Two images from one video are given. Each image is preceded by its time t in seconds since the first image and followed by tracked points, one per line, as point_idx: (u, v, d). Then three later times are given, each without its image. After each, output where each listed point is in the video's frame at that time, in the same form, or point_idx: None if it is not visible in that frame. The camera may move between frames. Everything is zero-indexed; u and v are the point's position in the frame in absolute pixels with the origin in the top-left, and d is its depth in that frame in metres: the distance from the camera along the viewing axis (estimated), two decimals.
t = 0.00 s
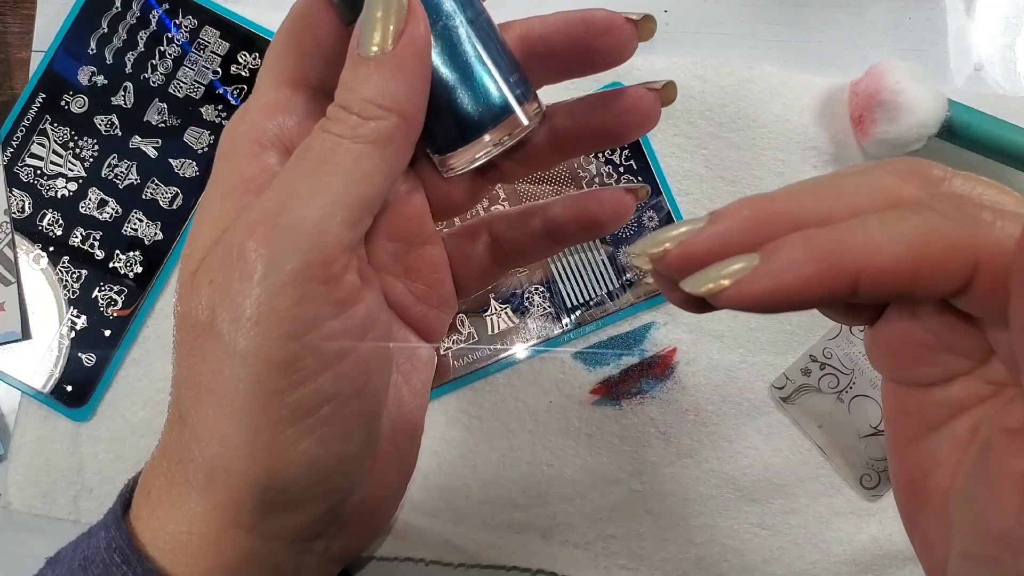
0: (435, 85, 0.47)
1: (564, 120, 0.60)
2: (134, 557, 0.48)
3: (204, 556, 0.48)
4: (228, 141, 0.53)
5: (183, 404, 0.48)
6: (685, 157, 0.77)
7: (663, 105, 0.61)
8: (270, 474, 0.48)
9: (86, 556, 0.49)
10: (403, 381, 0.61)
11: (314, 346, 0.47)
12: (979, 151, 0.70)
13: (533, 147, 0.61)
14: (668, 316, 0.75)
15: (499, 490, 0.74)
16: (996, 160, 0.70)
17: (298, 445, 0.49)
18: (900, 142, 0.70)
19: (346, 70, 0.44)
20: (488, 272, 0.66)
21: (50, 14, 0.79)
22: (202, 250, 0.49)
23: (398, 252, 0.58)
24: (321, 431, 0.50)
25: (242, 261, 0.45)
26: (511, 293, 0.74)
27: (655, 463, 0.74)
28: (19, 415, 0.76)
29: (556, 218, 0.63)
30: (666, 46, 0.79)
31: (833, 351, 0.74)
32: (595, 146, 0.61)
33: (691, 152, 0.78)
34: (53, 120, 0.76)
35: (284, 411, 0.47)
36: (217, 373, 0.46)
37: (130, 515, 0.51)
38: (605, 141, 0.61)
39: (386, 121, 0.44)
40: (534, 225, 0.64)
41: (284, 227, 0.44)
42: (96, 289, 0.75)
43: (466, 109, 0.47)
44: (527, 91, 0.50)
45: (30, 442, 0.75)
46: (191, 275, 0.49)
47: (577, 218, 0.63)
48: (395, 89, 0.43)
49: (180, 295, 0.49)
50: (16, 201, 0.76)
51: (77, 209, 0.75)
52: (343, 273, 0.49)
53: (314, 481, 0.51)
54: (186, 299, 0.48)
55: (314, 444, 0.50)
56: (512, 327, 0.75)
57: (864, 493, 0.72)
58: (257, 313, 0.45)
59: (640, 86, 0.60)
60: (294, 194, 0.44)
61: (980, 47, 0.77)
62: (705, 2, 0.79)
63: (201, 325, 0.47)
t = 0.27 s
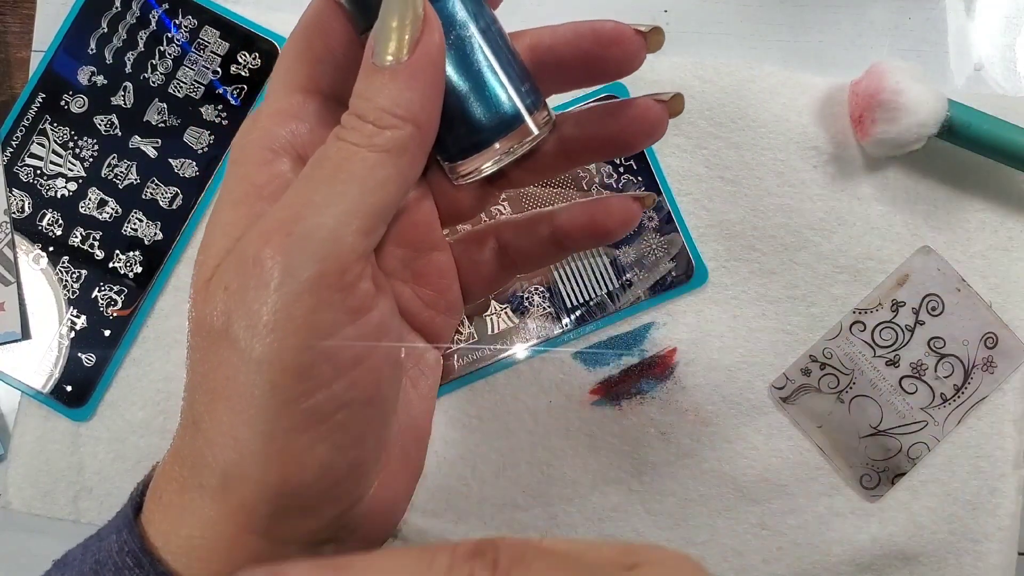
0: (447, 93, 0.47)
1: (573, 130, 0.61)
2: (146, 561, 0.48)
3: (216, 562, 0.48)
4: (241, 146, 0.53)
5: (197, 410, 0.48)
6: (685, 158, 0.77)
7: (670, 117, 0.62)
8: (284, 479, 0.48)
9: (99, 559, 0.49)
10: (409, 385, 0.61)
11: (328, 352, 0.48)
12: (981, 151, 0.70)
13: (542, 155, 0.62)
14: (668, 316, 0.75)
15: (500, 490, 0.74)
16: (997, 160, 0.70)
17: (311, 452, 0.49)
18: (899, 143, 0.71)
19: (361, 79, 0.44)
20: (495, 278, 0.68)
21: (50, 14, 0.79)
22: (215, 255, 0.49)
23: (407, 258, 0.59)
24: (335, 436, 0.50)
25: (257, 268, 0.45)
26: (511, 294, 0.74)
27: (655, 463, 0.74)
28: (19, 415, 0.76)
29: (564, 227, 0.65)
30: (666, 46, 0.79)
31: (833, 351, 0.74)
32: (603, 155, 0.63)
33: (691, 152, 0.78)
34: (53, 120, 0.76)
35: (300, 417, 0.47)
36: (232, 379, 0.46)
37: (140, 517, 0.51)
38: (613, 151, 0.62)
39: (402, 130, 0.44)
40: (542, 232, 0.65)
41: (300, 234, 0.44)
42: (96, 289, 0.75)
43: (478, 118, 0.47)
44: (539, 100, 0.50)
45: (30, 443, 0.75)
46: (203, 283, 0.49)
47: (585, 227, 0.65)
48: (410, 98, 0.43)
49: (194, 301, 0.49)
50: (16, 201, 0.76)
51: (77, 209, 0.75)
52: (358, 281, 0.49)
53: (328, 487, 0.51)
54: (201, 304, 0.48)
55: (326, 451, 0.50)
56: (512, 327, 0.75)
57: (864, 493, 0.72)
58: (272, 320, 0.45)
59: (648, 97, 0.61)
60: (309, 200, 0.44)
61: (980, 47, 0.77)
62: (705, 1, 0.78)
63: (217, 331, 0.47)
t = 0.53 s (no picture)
0: (440, 91, 0.47)
1: (567, 129, 0.61)
2: (143, 564, 0.48)
3: (213, 564, 0.49)
4: (234, 149, 0.53)
5: (193, 413, 0.48)
6: (685, 158, 0.77)
7: (666, 117, 0.62)
8: (280, 482, 0.48)
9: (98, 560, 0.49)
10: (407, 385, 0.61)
11: (324, 355, 0.47)
12: (981, 151, 0.70)
13: (537, 155, 0.62)
14: (668, 316, 0.75)
15: (500, 491, 0.74)
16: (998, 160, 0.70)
17: (305, 455, 0.49)
18: (901, 142, 0.71)
19: (355, 79, 0.44)
20: (491, 277, 0.68)
21: (50, 14, 0.79)
22: (210, 256, 0.49)
23: (402, 257, 0.59)
24: (330, 438, 0.50)
25: (251, 270, 0.45)
26: (511, 294, 0.75)
27: (656, 463, 0.74)
28: (19, 415, 0.76)
29: (560, 226, 0.65)
30: (666, 46, 0.79)
31: (834, 351, 0.74)
32: (599, 155, 0.63)
33: (691, 152, 0.78)
34: (53, 120, 0.76)
35: (297, 420, 0.48)
36: (226, 382, 0.46)
37: (140, 518, 0.50)
38: (608, 150, 0.62)
39: (395, 130, 0.44)
40: (538, 231, 0.65)
41: (295, 236, 0.44)
42: (96, 289, 0.75)
43: (471, 117, 0.47)
44: (533, 97, 0.50)
45: (30, 443, 0.75)
46: (198, 285, 0.48)
47: (581, 226, 0.65)
48: (403, 98, 0.43)
49: (187, 302, 0.49)
50: (17, 202, 0.76)
51: (77, 209, 0.75)
52: (352, 281, 0.49)
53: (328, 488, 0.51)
54: (195, 305, 0.48)
55: (322, 453, 0.50)
56: (512, 327, 0.75)
57: (864, 493, 0.72)
58: (267, 323, 0.45)
59: (643, 98, 0.61)
60: (303, 201, 0.44)
61: (980, 47, 0.77)
62: (705, 1, 0.78)
63: (211, 333, 0.47)
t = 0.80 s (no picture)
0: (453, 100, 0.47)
1: (576, 139, 0.62)
2: (155, 560, 0.48)
3: (227, 560, 0.48)
4: (252, 151, 0.53)
5: (208, 411, 0.48)
6: (685, 158, 0.77)
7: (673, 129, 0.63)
8: (295, 479, 0.48)
9: (107, 558, 0.49)
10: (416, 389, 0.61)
11: (340, 354, 0.47)
12: (981, 151, 0.70)
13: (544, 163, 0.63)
14: (668, 316, 0.75)
15: (499, 490, 0.74)
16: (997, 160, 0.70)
17: (321, 453, 0.49)
18: (900, 143, 0.71)
19: (373, 85, 0.44)
20: (499, 283, 0.68)
21: (49, 14, 0.79)
22: (227, 258, 0.49)
23: (412, 262, 0.59)
24: (344, 437, 0.50)
25: (269, 270, 0.45)
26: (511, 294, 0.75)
27: (656, 463, 0.74)
28: (19, 415, 0.76)
29: (567, 234, 0.65)
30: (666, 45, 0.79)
31: (833, 350, 0.74)
32: (606, 164, 0.63)
33: (690, 152, 0.78)
34: (53, 120, 0.76)
35: (312, 418, 0.48)
36: (243, 381, 0.46)
37: (151, 517, 0.50)
38: (616, 161, 0.63)
39: (413, 136, 0.44)
40: (545, 239, 0.66)
41: (313, 238, 0.44)
42: (96, 289, 0.75)
43: (484, 125, 0.48)
44: (544, 104, 0.50)
45: (30, 443, 0.75)
46: (215, 285, 0.49)
47: (588, 235, 0.65)
48: (422, 105, 0.43)
49: (205, 302, 0.49)
50: (16, 202, 0.76)
51: (77, 208, 0.75)
52: (369, 283, 0.49)
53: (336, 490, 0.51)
54: (213, 305, 0.48)
55: (336, 451, 0.50)
56: (512, 327, 0.75)
57: (864, 493, 0.72)
58: (285, 322, 0.45)
59: (652, 110, 0.61)
60: (322, 203, 0.44)
61: (980, 47, 0.77)
62: (705, 1, 0.78)
63: (228, 332, 0.47)
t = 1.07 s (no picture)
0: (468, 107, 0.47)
1: (587, 148, 0.62)
2: (165, 561, 0.48)
3: (236, 563, 0.48)
4: (268, 153, 0.54)
5: (219, 414, 0.48)
6: (685, 158, 0.77)
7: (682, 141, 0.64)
8: (306, 484, 0.48)
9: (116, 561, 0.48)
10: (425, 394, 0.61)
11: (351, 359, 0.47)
12: (981, 151, 0.70)
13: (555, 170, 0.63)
14: (668, 316, 0.75)
15: (500, 491, 0.74)
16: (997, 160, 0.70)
17: (331, 457, 0.49)
18: (900, 142, 0.71)
19: (388, 91, 0.44)
20: (507, 288, 0.68)
21: (50, 14, 0.79)
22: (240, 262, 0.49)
23: (423, 267, 0.59)
24: (352, 443, 0.50)
25: (283, 275, 0.45)
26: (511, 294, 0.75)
27: (656, 463, 0.74)
28: (19, 415, 0.76)
29: (577, 241, 0.66)
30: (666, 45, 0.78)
31: (833, 350, 0.74)
32: (615, 174, 0.64)
33: (690, 152, 0.77)
34: (53, 120, 0.76)
35: (323, 422, 0.48)
36: (256, 384, 0.46)
37: (160, 520, 0.50)
38: (625, 171, 0.63)
39: (427, 143, 0.44)
40: (555, 246, 0.66)
41: (328, 243, 0.44)
42: (96, 289, 0.75)
43: (497, 132, 0.47)
44: (557, 113, 0.50)
45: (30, 443, 0.75)
46: (228, 290, 0.49)
47: (597, 242, 0.66)
48: (436, 112, 0.43)
49: (218, 307, 0.49)
50: (16, 202, 0.76)
51: (77, 208, 0.75)
52: (381, 289, 0.49)
53: (344, 493, 0.51)
54: (226, 309, 0.48)
55: (345, 456, 0.50)
56: (512, 327, 0.75)
57: (864, 493, 0.72)
58: (298, 326, 0.45)
59: (661, 122, 0.63)
60: (335, 210, 0.44)
61: (980, 47, 0.77)
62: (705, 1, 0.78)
63: (240, 336, 0.47)
